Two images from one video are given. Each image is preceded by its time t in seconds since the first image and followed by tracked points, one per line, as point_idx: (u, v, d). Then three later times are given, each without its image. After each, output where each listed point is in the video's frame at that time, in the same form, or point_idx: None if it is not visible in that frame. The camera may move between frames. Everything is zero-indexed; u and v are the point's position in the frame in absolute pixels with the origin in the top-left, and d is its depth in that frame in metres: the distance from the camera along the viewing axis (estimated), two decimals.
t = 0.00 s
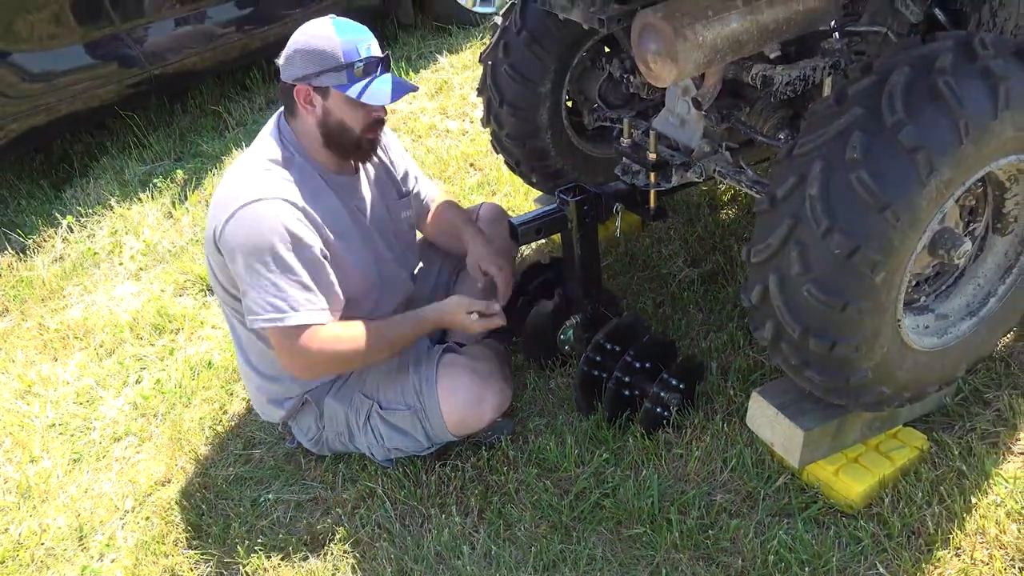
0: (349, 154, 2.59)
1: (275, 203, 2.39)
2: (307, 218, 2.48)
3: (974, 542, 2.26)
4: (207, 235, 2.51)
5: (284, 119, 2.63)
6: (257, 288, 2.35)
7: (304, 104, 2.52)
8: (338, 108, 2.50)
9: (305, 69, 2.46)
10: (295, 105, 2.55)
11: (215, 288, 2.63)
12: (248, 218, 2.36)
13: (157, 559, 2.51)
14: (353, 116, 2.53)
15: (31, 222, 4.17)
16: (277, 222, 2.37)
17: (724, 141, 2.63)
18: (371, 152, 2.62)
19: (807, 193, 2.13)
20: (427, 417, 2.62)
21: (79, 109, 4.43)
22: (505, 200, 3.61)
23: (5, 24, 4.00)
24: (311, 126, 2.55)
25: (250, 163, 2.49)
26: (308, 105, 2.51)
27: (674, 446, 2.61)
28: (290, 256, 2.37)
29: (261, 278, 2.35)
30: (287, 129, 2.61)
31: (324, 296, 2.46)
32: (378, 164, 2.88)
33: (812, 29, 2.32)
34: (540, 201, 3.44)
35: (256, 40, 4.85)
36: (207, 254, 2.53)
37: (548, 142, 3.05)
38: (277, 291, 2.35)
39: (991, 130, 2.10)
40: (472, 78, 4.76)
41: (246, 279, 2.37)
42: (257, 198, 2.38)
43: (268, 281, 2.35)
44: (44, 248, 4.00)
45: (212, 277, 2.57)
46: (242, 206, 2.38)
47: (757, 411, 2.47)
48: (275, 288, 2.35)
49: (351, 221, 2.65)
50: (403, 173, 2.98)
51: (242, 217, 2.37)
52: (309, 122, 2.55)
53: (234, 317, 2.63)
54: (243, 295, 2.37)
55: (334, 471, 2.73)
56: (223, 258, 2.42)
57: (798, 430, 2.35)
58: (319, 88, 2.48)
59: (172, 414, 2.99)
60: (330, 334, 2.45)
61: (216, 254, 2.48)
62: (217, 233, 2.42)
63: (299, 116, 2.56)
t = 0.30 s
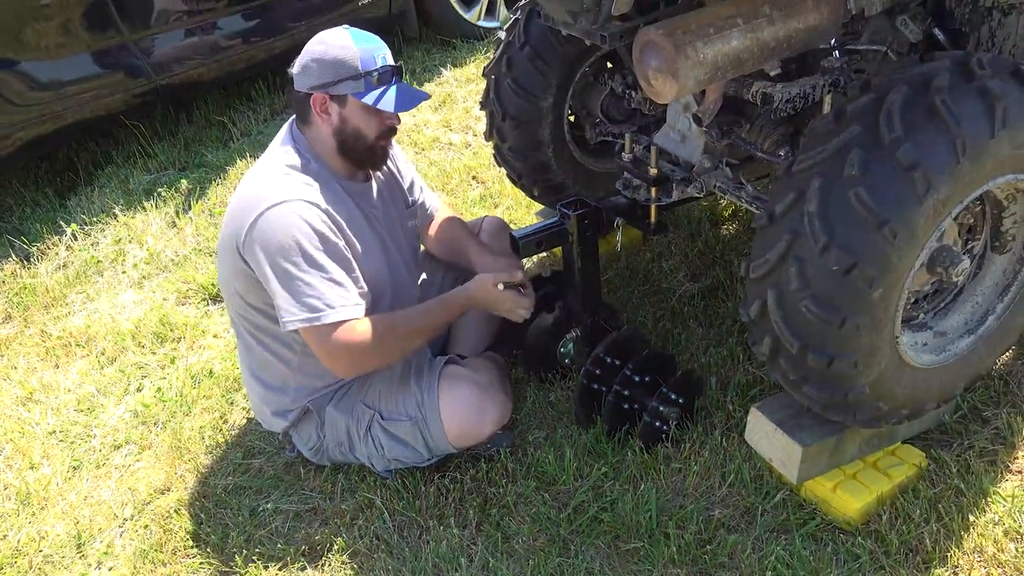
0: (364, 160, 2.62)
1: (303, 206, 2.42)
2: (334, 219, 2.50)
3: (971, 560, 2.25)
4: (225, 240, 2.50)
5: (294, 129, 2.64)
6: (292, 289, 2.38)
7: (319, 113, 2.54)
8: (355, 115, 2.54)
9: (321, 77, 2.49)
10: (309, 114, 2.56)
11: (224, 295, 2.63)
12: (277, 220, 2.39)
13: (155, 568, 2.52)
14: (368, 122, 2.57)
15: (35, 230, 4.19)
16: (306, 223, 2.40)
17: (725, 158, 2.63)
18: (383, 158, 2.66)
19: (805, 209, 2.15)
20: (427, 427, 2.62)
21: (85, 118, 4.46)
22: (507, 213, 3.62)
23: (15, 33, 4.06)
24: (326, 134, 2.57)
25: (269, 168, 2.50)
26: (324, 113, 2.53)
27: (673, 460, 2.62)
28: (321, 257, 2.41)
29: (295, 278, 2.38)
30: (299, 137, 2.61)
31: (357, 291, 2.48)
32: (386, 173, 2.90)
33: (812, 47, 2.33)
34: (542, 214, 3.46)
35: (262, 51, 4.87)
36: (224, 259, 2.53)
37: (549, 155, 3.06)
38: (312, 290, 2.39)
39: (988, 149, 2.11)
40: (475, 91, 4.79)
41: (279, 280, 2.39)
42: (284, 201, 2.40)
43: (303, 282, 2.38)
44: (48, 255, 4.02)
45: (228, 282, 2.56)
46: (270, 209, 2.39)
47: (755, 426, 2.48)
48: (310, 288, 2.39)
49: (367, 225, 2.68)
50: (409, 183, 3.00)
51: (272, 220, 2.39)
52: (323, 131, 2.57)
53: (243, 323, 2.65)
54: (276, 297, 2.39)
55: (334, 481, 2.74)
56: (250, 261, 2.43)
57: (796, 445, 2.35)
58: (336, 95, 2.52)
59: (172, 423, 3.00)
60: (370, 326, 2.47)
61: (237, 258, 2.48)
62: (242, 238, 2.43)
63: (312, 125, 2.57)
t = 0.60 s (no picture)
0: (382, 168, 2.65)
1: (323, 212, 2.44)
2: (354, 227, 2.52)
3: None
4: (243, 244, 2.52)
5: (314, 134, 2.67)
6: (310, 295, 2.40)
7: (341, 119, 2.57)
8: (376, 121, 2.58)
9: (345, 84, 2.55)
10: (331, 120, 2.59)
11: (235, 299, 2.65)
12: (297, 226, 2.41)
13: None
14: (388, 131, 2.60)
15: (40, 237, 4.21)
16: (326, 230, 2.42)
17: (726, 172, 2.64)
18: (401, 166, 2.68)
19: (805, 224, 2.16)
20: (428, 436, 2.63)
21: (91, 127, 4.49)
22: (509, 225, 3.64)
23: (23, 42, 4.11)
24: (346, 140, 2.60)
25: (290, 174, 2.53)
26: (346, 119, 2.57)
27: (672, 473, 2.62)
28: (341, 263, 2.43)
29: (313, 284, 2.40)
30: (318, 144, 2.64)
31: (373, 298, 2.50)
32: (399, 181, 2.92)
33: (813, 64, 2.35)
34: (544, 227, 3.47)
35: (267, 63, 4.88)
36: (241, 263, 2.54)
37: (552, 168, 3.08)
38: (330, 296, 2.40)
39: (987, 167, 2.13)
40: (479, 104, 4.82)
41: (297, 285, 2.40)
42: (305, 207, 2.43)
43: (321, 287, 2.40)
44: (51, 262, 4.04)
45: (243, 286, 2.58)
46: (291, 215, 2.42)
47: (754, 440, 2.49)
48: (328, 294, 2.41)
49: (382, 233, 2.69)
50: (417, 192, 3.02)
51: (292, 226, 2.41)
52: (344, 138, 2.60)
53: (252, 328, 2.66)
54: (293, 301, 2.41)
55: (334, 490, 2.74)
56: (269, 266, 2.45)
57: (794, 460, 2.36)
58: (358, 101, 2.56)
59: (173, 430, 3.01)
60: (385, 332, 2.49)
61: (255, 262, 2.50)
62: (261, 242, 2.45)
63: (334, 131, 2.60)
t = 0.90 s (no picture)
0: (393, 172, 2.67)
1: (339, 219, 2.45)
2: (367, 234, 2.53)
3: None
4: (255, 246, 2.52)
5: (326, 138, 2.68)
6: (323, 301, 2.41)
7: (355, 122, 2.59)
8: (389, 125, 2.60)
9: (360, 87, 2.57)
10: (343, 124, 2.60)
11: (242, 301, 2.65)
12: (313, 231, 2.42)
13: None
14: (399, 135, 2.63)
15: (43, 240, 4.22)
16: (342, 236, 2.43)
17: (728, 183, 2.66)
18: (411, 172, 2.71)
19: (806, 236, 2.17)
20: (428, 442, 2.64)
21: (96, 132, 4.51)
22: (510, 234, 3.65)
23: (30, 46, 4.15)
24: (359, 144, 2.61)
25: (305, 178, 2.54)
26: (360, 122, 2.58)
27: (670, 483, 2.63)
28: (354, 270, 2.44)
29: (326, 289, 2.41)
30: (330, 148, 2.65)
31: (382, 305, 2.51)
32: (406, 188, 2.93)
33: (815, 78, 2.37)
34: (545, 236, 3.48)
35: (273, 70, 4.90)
36: (251, 264, 2.55)
37: (554, 178, 3.10)
38: (343, 303, 2.42)
39: (987, 181, 2.14)
40: (483, 114, 4.84)
41: (309, 290, 2.41)
42: (321, 212, 2.44)
43: (334, 293, 2.41)
44: (55, 265, 4.05)
45: (252, 288, 2.58)
46: (307, 220, 2.43)
47: (754, 450, 2.49)
48: (341, 299, 2.42)
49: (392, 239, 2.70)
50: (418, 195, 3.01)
51: (307, 231, 2.42)
52: (356, 141, 2.61)
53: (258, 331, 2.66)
54: (306, 306, 2.41)
55: (333, 495, 2.74)
56: (281, 269, 2.45)
57: (794, 471, 2.36)
58: (372, 104, 2.58)
59: (173, 434, 3.02)
60: (394, 343, 2.50)
61: (266, 265, 2.50)
62: (275, 246, 2.46)
63: (346, 134, 2.61)
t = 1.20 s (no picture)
0: (409, 185, 2.68)
1: (360, 226, 2.47)
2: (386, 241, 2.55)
3: None
4: (274, 252, 2.52)
5: (343, 145, 2.68)
6: (346, 307, 2.42)
7: (378, 132, 2.59)
8: (412, 138, 2.60)
9: (389, 99, 2.57)
10: (365, 133, 2.60)
11: (253, 304, 2.65)
12: (336, 238, 2.43)
13: None
14: (421, 149, 2.63)
15: (52, 242, 4.25)
16: (364, 243, 2.45)
17: (735, 196, 2.67)
18: (427, 184, 2.72)
19: (812, 249, 2.17)
20: (432, 449, 2.64)
21: (107, 135, 4.54)
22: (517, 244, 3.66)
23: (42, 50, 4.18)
24: (379, 155, 2.61)
25: (324, 185, 2.54)
26: (383, 133, 2.58)
27: (674, 494, 2.62)
28: (378, 276, 2.46)
29: (350, 295, 2.43)
30: (348, 155, 2.65)
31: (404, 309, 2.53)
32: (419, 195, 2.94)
33: (824, 93, 2.38)
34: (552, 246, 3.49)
35: (284, 77, 4.93)
36: (269, 269, 2.55)
37: (562, 188, 3.12)
38: (367, 309, 2.44)
39: (994, 199, 2.14)
40: (491, 124, 4.85)
41: (333, 296, 2.42)
42: (343, 219, 2.45)
43: (357, 299, 2.43)
44: (63, 268, 4.07)
45: (267, 292, 2.59)
46: (329, 226, 2.44)
47: (757, 463, 2.49)
48: (364, 305, 2.43)
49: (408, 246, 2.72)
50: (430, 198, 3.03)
51: (330, 237, 2.43)
52: (377, 151, 2.61)
53: (268, 335, 2.67)
54: (329, 312, 2.43)
55: (336, 501, 2.75)
56: (302, 276, 2.46)
57: (797, 485, 2.36)
58: (398, 116, 2.58)
59: (177, 437, 3.02)
60: (416, 349, 2.52)
61: (285, 271, 2.51)
62: (295, 252, 2.46)
63: (367, 144, 2.61)
